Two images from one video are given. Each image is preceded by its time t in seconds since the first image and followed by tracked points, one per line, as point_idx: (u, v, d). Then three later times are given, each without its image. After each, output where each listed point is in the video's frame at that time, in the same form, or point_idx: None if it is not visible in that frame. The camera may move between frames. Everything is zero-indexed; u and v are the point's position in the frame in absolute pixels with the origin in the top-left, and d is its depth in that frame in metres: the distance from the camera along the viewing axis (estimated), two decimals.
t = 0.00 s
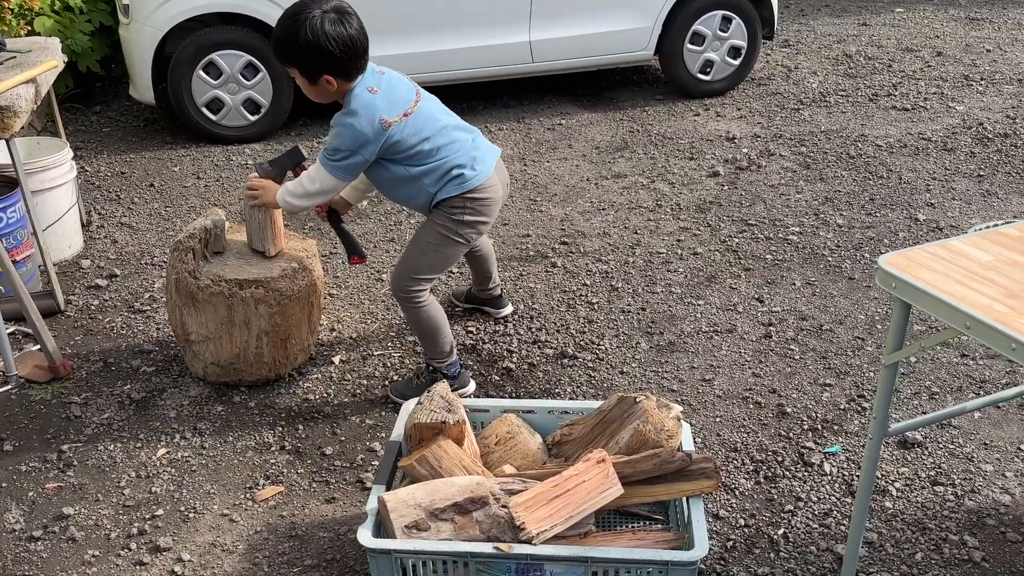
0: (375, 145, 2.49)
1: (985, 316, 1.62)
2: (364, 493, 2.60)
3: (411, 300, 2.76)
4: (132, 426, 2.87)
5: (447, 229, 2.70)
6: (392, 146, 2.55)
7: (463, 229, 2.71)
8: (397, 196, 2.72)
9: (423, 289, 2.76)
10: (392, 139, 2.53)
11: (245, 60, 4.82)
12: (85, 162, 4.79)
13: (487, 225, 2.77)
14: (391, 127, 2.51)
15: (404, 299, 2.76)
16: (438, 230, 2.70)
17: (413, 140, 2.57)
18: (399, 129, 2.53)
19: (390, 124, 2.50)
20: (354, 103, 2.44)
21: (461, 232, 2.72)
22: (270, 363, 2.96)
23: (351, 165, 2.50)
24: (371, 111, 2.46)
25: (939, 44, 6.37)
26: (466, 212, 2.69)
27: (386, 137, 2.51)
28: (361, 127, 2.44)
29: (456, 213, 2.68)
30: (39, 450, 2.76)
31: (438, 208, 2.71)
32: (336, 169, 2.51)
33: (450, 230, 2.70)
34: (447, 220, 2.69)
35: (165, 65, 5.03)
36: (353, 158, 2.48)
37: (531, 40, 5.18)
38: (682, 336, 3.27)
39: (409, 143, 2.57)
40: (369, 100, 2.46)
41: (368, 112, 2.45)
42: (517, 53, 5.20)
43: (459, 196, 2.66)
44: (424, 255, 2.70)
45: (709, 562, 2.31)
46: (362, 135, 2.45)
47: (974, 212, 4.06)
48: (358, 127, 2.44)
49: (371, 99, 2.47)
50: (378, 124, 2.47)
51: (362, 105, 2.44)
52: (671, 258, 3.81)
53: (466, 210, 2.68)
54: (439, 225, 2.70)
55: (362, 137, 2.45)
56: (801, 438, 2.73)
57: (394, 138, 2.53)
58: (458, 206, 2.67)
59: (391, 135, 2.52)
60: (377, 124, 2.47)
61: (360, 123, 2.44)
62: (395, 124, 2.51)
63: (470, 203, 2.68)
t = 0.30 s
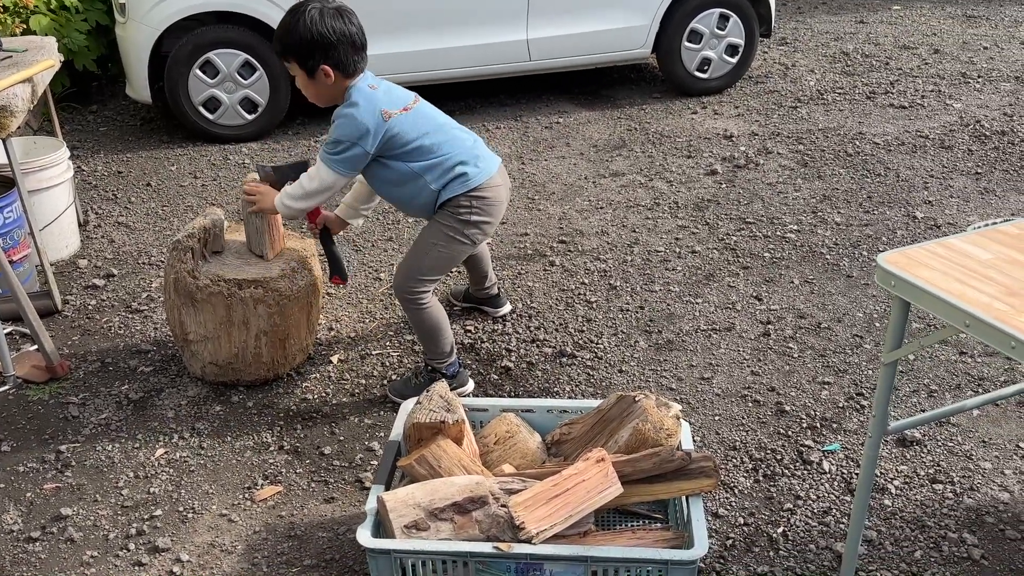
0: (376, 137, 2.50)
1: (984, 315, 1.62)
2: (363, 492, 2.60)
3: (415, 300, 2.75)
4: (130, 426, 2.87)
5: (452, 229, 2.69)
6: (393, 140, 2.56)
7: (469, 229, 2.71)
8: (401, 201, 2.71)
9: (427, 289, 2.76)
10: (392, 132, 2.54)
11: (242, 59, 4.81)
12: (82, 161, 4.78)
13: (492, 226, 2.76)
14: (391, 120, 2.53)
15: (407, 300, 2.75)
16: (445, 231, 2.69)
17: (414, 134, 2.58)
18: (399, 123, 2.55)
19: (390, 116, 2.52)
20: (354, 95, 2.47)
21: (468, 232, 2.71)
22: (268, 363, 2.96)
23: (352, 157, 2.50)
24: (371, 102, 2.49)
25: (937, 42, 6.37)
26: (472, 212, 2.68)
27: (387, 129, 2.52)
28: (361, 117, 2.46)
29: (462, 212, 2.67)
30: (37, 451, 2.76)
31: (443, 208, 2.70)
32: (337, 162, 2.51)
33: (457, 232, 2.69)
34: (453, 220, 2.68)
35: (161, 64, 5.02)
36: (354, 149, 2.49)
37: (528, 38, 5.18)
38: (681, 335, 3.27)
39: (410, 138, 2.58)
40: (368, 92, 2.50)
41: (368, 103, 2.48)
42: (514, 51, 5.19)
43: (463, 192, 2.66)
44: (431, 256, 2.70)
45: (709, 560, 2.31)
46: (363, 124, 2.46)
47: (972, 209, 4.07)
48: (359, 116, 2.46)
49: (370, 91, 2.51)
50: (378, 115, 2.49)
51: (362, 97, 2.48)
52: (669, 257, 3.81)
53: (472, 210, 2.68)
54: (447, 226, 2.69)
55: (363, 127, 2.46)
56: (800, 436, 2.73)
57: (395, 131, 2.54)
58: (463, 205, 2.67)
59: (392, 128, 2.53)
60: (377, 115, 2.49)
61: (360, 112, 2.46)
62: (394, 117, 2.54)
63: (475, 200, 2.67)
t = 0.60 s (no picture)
0: (376, 139, 2.51)
1: (979, 314, 1.62)
2: (360, 492, 2.60)
3: (415, 304, 2.75)
4: (127, 427, 2.87)
5: (454, 233, 2.69)
6: (394, 144, 2.56)
7: (471, 234, 2.70)
8: (403, 207, 2.71)
9: (428, 293, 2.76)
10: (393, 136, 2.55)
11: (239, 59, 4.81)
12: (79, 162, 4.78)
13: (494, 231, 2.76)
14: (392, 123, 2.55)
15: (408, 303, 2.75)
16: (447, 235, 2.69)
17: (415, 138, 2.59)
18: (401, 126, 2.57)
19: (391, 119, 2.54)
20: (356, 98, 2.50)
21: (470, 237, 2.70)
22: (265, 363, 2.96)
23: (352, 159, 2.51)
24: (372, 105, 2.51)
25: (934, 41, 6.38)
26: (474, 216, 2.68)
27: (387, 132, 2.53)
28: (362, 118, 2.48)
29: (464, 216, 2.67)
30: (34, 451, 2.75)
31: (446, 213, 2.69)
32: (336, 163, 2.51)
33: (459, 236, 2.69)
34: (456, 225, 2.68)
35: (159, 64, 5.02)
36: (354, 151, 2.50)
37: (525, 37, 5.18)
38: (678, 334, 3.28)
39: (411, 142, 2.59)
40: (370, 96, 2.52)
41: (369, 105, 2.50)
42: (512, 51, 5.19)
43: (464, 196, 2.65)
44: (433, 259, 2.70)
45: (705, 559, 2.31)
46: (363, 126, 2.48)
47: (968, 208, 4.07)
48: (360, 118, 2.48)
49: (372, 95, 2.53)
50: (379, 118, 2.51)
51: (363, 100, 2.50)
52: (666, 256, 3.81)
53: (474, 214, 2.68)
54: (449, 230, 2.69)
55: (363, 128, 2.48)
56: (796, 435, 2.74)
57: (396, 135, 2.56)
58: (466, 209, 2.67)
59: (393, 131, 2.54)
60: (378, 117, 2.51)
61: (361, 114, 2.48)
62: (395, 121, 2.55)
63: (477, 205, 2.67)
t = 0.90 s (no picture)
0: (372, 136, 2.52)
1: (975, 314, 1.63)
2: (358, 492, 2.60)
3: (413, 303, 2.76)
4: (126, 427, 2.87)
5: (450, 231, 2.69)
6: (390, 140, 2.57)
7: (467, 231, 2.71)
8: (398, 198, 2.72)
9: (426, 292, 2.76)
10: (389, 132, 2.55)
11: (237, 60, 4.82)
12: (77, 162, 4.78)
13: (491, 229, 2.77)
14: (389, 120, 2.54)
15: (405, 301, 2.76)
16: (443, 233, 2.70)
17: (412, 135, 2.59)
18: (397, 123, 2.56)
19: (388, 116, 2.53)
20: (353, 93, 2.50)
21: (466, 235, 2.71)
22: (264, 363, 2.96)
23: (347, 155, 2.51)
24: (368, 101, 2.50)
25: (932, 41, 6.39)
26: (470, 214, 2.69)
27: (383, 128, 2.53)
28: (357, 115, 2.48)
29: (460, 214, 2.68)
30: (32, 452, 2.76)
31: (442, 210, 2.70)
32: (331, 159, 2.52)
33: (455, 234, 2.70)
34: (451, 222, 2.69)
35: (157, 65, 5.02)
36: (349, 147, 2.50)
37: (523, 38, 5.18)
38: (675, 334, 3.28)
39: (408, 138, 2.59)
40: (366, 91, 2.51)
41: (365, 101, 2.50)
42: (510, 51, 5.20)
43: (460, 194, 2.66)
44: (429, 258, 2.71)
45: (702, 558, 2.32)
46: (359, 123, 2.48)
47: (965, 208, 4.08)
48: (356, 115, 2.48)
49: (368, 90, 2.52)
50: (375, 114, 2.51)
51: (360, 95, 2.49)
52: (664, 256, 3.82)
53: (471, 213, 2.69)
54: (445, 227, 2.69)
55: (358, 125, 2.48)
56: (793, 435, 2.74)
57: (392, 131, 2.55)
58: (462, 207, 2.67)
59: (389, 128, 2.54)
60: (374, 114, 2.50)
61: (357, 111, 2.48)
62: (392, 118, 2.55)
63: (474, 203, 2.68)
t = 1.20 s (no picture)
0: (376, 140, 2.53)
1: (969, 316, 1.63)
2: (356, 493, 2.61)
3: (415, 301, 2.77)
4: (124, 428, 2.88)
5: (453, 229, 2.70)
6: (394, 143, 2.57)
7: (470, 230, 2.72)
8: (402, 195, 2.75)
9: (428, 291, 2.78)
10: (393, 135, 2.56)
11: (237, 61, 4.83)
12: (76, 164, 4.79)
13: (493, 227, 2.78)
14: (392, 123, 2.54)
15: (407, 299, 2.77)
16: (446, 231, 2.71)
17: (415, 137, 2.59)
18: (401, 125, 2.57)
19: (391, 119, 2.54)
20: (356, 97, 2.50)
21: (469, 233, 2.72)
22: (262, 364, 2.97)
23: (352, 160, 2.53)
24: (372, 106, 2.50)
25: (929, 43, 6.40)
26: (474, 213, 2.70)
27: (387, 132, 2.54)
28: (361, 121, 2.48)
29: (463, 213, 2.69)
30: (31, 453, 2.76)
31: (444, 208, 2.72)
32: (337, 165, 2.54)
33: (457, 232, 2.70)
34: (454, 221, 2.70)
35: (156, 67, 5.03)
36: (354, 153, 2.52)
37: (522, 39, 5.20)
38: (673, 335, 3.29)
39: (411, 140, 2.59)
40: (370, 95, 2.51)
41: (369, 106, 2.50)
42: (509, 53, 5.21)
43: (463, 194, 2.67)
44: (430, 255, 2.72)
45: (699, 559, 2.32)
46: (363, 129, 2.49)
47: (962, 210, 4.09)
48: (359, 121, 2.48)
49: (372, 93, 2.52)
50: (379, 119, 2.51)
51: (363, 100, 2.49)
52: (662, 258, 3.83)
53: (474, 211, 2.70)
54: (447, 226, 2.71)
55: (363, 131, 2.49)
56: (790, 435, 2.75)
57: (395, 134, 2.56)
58: (465, 207, 2.69)
59: (393, 131, 2.55)
60: (378, 119, 2.51)
61: (361, 117, 2.48)
62: (396, 121, 2.55)
63: (476, 201, 2.69)
